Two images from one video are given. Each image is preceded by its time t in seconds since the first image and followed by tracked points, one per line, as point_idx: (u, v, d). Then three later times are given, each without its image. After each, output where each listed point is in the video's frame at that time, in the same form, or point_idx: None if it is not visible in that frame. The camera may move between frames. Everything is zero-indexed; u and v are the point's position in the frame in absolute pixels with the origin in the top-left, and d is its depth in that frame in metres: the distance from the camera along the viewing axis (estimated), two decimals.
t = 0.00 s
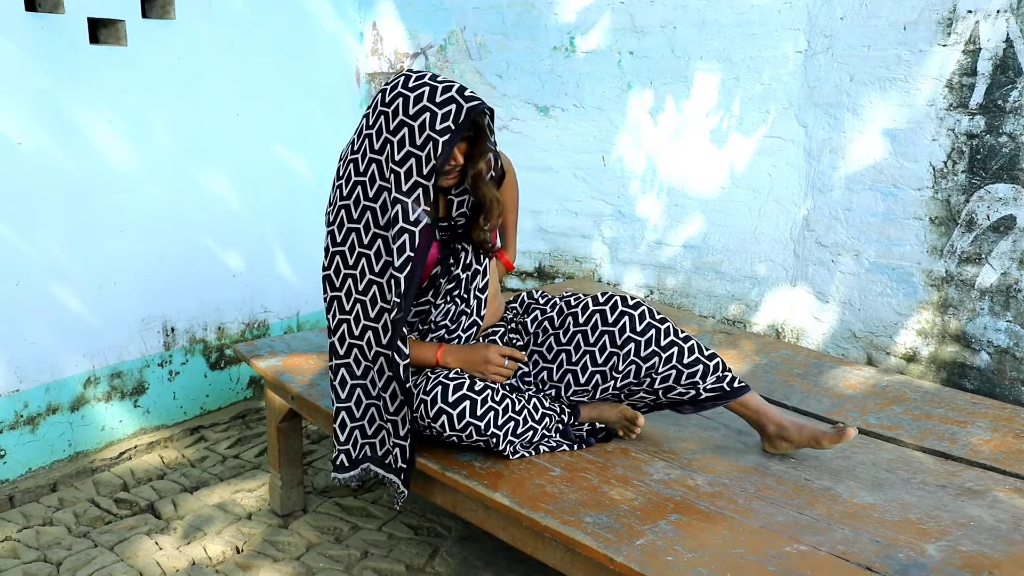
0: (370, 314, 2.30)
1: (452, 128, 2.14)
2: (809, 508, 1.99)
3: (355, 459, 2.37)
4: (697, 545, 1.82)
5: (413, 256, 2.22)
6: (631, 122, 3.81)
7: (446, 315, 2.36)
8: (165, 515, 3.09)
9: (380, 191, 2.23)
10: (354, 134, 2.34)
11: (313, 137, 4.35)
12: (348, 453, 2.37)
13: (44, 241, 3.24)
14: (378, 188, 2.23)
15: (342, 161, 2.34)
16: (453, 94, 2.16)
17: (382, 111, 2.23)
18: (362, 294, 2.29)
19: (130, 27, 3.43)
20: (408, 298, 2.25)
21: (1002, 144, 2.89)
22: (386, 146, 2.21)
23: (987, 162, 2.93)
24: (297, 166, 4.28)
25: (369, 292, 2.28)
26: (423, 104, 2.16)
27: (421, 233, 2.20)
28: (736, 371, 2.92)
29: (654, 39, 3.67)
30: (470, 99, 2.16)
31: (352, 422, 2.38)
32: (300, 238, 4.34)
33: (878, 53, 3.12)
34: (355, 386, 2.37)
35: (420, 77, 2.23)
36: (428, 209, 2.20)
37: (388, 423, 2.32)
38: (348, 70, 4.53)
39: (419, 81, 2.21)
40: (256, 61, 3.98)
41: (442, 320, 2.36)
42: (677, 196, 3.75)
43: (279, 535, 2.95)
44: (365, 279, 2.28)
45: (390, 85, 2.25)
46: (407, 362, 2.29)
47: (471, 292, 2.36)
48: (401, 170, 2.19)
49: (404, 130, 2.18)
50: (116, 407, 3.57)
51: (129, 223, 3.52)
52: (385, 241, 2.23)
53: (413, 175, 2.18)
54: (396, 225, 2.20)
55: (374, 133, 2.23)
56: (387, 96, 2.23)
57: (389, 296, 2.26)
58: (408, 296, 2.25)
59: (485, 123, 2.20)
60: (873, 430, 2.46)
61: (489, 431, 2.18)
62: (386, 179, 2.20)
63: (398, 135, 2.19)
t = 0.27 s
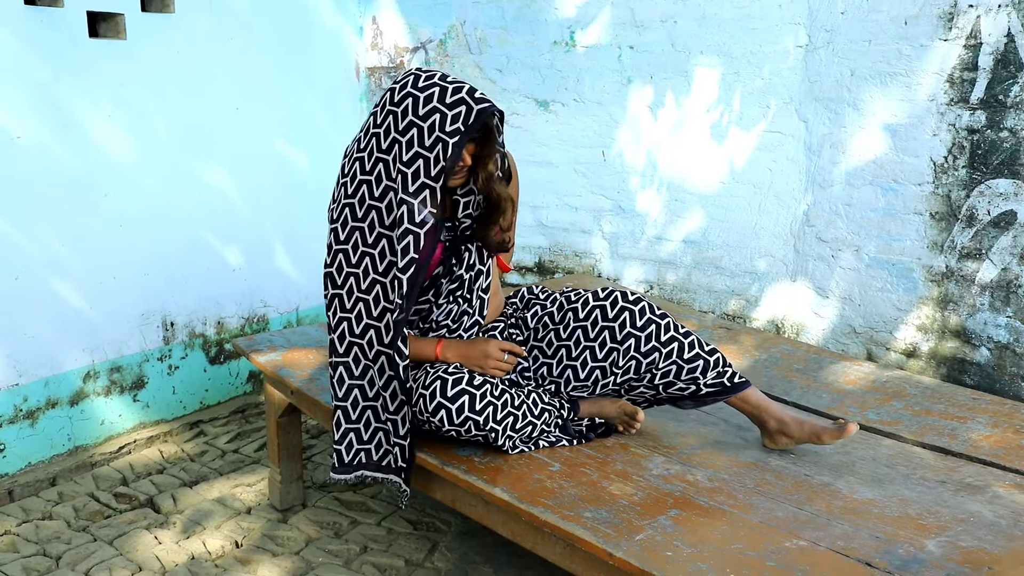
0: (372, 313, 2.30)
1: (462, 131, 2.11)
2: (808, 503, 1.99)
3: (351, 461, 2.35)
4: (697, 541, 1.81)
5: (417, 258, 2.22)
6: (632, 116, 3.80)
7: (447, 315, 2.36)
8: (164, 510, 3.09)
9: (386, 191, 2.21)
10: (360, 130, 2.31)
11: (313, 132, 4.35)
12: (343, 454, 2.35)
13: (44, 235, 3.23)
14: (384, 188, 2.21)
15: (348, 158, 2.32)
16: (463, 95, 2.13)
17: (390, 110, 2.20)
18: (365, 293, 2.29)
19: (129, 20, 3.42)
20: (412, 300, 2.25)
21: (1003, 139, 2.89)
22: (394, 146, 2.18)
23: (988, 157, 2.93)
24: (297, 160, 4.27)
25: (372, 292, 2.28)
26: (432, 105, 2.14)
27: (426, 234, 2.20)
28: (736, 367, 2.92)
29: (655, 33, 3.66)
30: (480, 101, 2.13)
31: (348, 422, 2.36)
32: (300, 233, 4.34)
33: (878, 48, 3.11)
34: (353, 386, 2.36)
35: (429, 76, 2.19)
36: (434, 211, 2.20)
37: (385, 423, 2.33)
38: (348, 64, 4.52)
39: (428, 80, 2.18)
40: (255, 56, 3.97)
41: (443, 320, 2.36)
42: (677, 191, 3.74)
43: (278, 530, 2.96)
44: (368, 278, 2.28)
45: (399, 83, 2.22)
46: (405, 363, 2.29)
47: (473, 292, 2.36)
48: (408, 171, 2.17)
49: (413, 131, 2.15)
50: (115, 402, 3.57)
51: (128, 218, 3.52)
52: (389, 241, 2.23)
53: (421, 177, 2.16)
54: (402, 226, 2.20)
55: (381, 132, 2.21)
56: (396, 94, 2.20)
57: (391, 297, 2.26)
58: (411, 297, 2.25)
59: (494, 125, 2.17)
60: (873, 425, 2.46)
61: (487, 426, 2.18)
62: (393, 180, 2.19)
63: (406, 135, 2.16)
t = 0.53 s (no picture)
0: (377, 307, 2.28)
1: (475, 129, 2.13)
2: (808, 501, 1.99)
3: (345, 456, 2.35)
4: (696, 539, 1.81)
5: (426, 254, 2.20)
6: (632, 114, 3.79)
7: (447, 315, 2.35)
8: (164, 508, 3.09)
9: (395, 185, 2.20)
10: (370, 125, 2.31)
11: (313, 130, 4.34)
12: (337, 449, 2.35)
13: (43, 233, 3.23)
14: (394, 181, 2.20)
15: (356, 152, 2.31)
16: (479, 95, 2.15)
17: (404, 105, 2.20)
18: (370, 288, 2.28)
19: (129, 18, 3.42)
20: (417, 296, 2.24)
21: (1003, 137, 2.89)
22: (406, 140, 2.18)
23: (987, 155, 2.92)
24: (297, 159, 4.27)
25: (377, 285, 2.27)
26: (448, 101, 2.15)
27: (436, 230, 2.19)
28: (735, 365, 2.92)
29: (655, 31, 3.65)
30: (495, 101, 2.15)
31: (345, 417, 2.36)
32: (299, 231, 4.33)
33: (878, 46, 3.10)
34: (351, 380, 2.35)
35: (445, 74, 2.21)
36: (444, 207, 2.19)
37: (381, 419, 2.33)
38: (347, 62, 4.51)
39: (444, 77, 2.19)
40: (254, 55, 3.97)
41: (443, 320, 2.35)
42: (677, 189, 3.74)
43: (277, 528, 2.95)
44: (374, 272, 2.26)
45: (414, 78, 2.23)
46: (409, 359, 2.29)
47: (474, 292, 2.36)
48: (421, 166, 2.17)
49: (427, 126, 2.16)
50: (115, 400, 3.57)
51: (128, 215, 3.51)
52: (397, 236, 2.22)
53: (433, 173, 2.17)
54: (412, 220, 2.18)
55: (394, 126, 2.21)
56: (411, 89, 2.21)
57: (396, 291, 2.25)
58: (419, 292, 2.24)
59: (506, 126, 2.20)
60: (873, 423, 2.46)
61: (486, 427, 2.17)
62: (404, 174, 2.18)
63: (420, 130, 2.16)
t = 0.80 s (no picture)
0: (384, 294, 2.25)
1: (495, 125, 2.15)
2: (807, 499, 2.00)
3: (350, 447, 2.30)
4: (695, 536, 1.82)
5: (442, 243, 2.19)
6: (631, 112, 3.79)
7: (447, 314, 2.33)
8: (162, 506, 3.09)
9: (410, 172, 2.20)
10: (384, 115, 2.31)
11: (312, 129, 4.34)
12: (342, 440, 2.31)
13: (43, 232, 3.23)
14: (409, 169, 2.20)
15: (367, 141, 2.30)
16: (500, 93, 2.17)
17: (424, 95, 2.21)
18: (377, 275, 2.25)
19: (128, 16, 3.41)
20: (429, 284, 2.23)
21: (1002, 135, 2.89)
22: (425, 129, 2.19)
23: (986, 153, 2.93)
24: (297, 157, 4.27)
25: (385, 272, 2.24)
26: (471, 95, 2.17)
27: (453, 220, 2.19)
28: (735, 362, 2.92)
29: (654, 29, 3.65)
30: (515, 102, 2.17)
31: (349, 406, 2.32)
32: (298, 229, 4.33)
33: (877, 44, 3.10)
34: (354, 368, 2.32)
35: (467, 70, 2.23)
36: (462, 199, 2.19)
37: (383, 406, 2.30)
38: (347, 60, 4.51)
39: (466, 73, 2.21)
40: (254, 53, 3.96)
41: (441, 319, 2.33)
42: (676, 187, 3.73)
43: (277, 526, 2.95)
44: (382, 259, 2.24)
45: (434, 71, 2.25)
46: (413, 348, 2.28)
47: (473, 291, 2.37)
48: (439, 155, 2.17)
49: (448, 116, 2.17)
50: (114, 398, 3.56)
51: (127, 214, 3.51)
52: (408, 224, 2.20)
53: (452, 162, 2.17)
54: (430, 208, 2.18)
55: (411, 115, 2.21)
56: (432, 81, 2.22)
57: (404, 279, 2.23)
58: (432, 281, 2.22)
59: (519, 128, 2.23)
60: (872, 421, 2.47)
61: (486, 424, 2.18)
62: (421, 162, 2.18)
63: (441, 120, 2.18)
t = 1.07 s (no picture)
0: (384, 290, 2.25)
1: (493, 119, 2.15)
2: (807, 499, 2.00)
3: (352, 444, 2.31)
4: (695, 536, 1.82)
5: (444, 236, 2.19)
6: (631, 112, 3.79)
7: (446, 313, 2.31)
8: (162, 505, 3.09)
9: (409, 168, 2.20)
10: (382, 113, 2.31)
11: (312, 128, 4.35)
12: (345, 437, 2.31)
13: (43, 232, 3.23)
14: (408, 164, 2.20)
15: (366, 139, 2.30)
16: (497, 87, 2.18)
17: (421, 91, 2.21)
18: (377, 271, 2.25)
19: (128, 15, 3.41)
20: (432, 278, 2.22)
21: (1001, 135, 2.89)
22: (423, 124, 2.19)
23: (985, 153, 2.93)
24: (297, 157, 4.27)
25: (386, 268, 2.24)
26: (468, 89, 2.17)
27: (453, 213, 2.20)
28: (734, 362, 2.92)
29: (654, 29, 3.65)
30: (513, 96, 2.18)
31: (351, 404, 2.34)
32: (298, 228, 4.33)
33: (877, 44, 3.10)
34: (355, 365, 2.33)
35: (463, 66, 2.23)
36: (461, 192, 2.20)
37: (385, 403, 2.31)
38: (347, 60, 4.50)
39: (463, 68, 2.21)
40: (254, 53, 3.96)
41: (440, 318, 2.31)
42: (676, 187, 3.73)
43: (277, 525, 2.96)
44: (382, 255, 2.24)
45: (431, 68, 2.25)
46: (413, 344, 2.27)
47: (474, 291, 2.34)
48: (438, 150, 2.18)
49: (446, 111, 2.17)
50: (113, 397, 3.56)
51: (127, 213, 3.51)
52: (408, 219, 2.20)
53: (451, 157, 2.17)
54: (432, 202, 2.18)
55: (409, 111, 2.21)
56: (430, 77, 2.22)
57: (404, 274, 2.22)
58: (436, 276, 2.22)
59: (518, 122, 2.21)
60: (871, 421, 2.47)
61: (486, 421, 2.18)
62: (420, 157, 2.18)
63: (439, 115, 2.17)
